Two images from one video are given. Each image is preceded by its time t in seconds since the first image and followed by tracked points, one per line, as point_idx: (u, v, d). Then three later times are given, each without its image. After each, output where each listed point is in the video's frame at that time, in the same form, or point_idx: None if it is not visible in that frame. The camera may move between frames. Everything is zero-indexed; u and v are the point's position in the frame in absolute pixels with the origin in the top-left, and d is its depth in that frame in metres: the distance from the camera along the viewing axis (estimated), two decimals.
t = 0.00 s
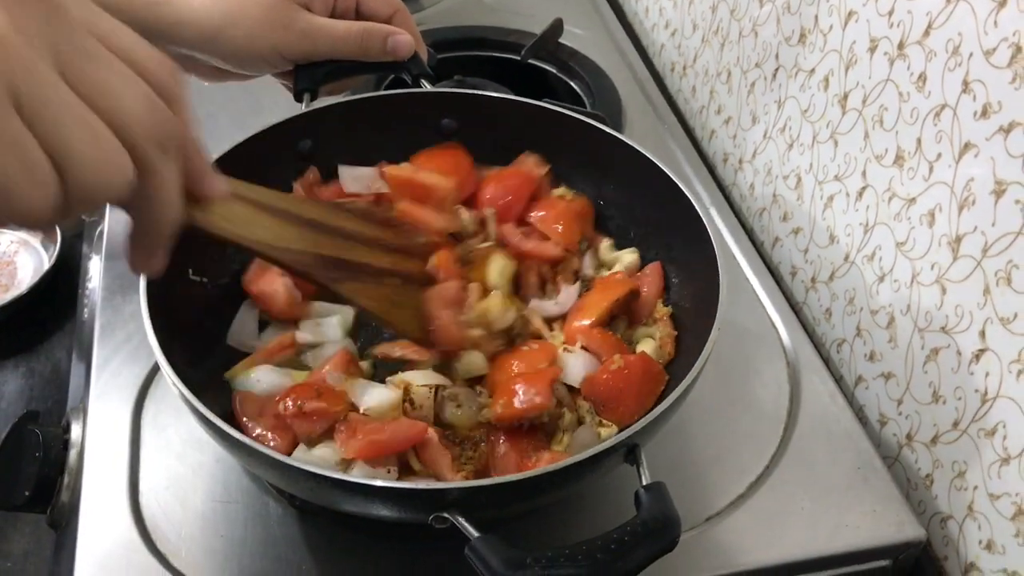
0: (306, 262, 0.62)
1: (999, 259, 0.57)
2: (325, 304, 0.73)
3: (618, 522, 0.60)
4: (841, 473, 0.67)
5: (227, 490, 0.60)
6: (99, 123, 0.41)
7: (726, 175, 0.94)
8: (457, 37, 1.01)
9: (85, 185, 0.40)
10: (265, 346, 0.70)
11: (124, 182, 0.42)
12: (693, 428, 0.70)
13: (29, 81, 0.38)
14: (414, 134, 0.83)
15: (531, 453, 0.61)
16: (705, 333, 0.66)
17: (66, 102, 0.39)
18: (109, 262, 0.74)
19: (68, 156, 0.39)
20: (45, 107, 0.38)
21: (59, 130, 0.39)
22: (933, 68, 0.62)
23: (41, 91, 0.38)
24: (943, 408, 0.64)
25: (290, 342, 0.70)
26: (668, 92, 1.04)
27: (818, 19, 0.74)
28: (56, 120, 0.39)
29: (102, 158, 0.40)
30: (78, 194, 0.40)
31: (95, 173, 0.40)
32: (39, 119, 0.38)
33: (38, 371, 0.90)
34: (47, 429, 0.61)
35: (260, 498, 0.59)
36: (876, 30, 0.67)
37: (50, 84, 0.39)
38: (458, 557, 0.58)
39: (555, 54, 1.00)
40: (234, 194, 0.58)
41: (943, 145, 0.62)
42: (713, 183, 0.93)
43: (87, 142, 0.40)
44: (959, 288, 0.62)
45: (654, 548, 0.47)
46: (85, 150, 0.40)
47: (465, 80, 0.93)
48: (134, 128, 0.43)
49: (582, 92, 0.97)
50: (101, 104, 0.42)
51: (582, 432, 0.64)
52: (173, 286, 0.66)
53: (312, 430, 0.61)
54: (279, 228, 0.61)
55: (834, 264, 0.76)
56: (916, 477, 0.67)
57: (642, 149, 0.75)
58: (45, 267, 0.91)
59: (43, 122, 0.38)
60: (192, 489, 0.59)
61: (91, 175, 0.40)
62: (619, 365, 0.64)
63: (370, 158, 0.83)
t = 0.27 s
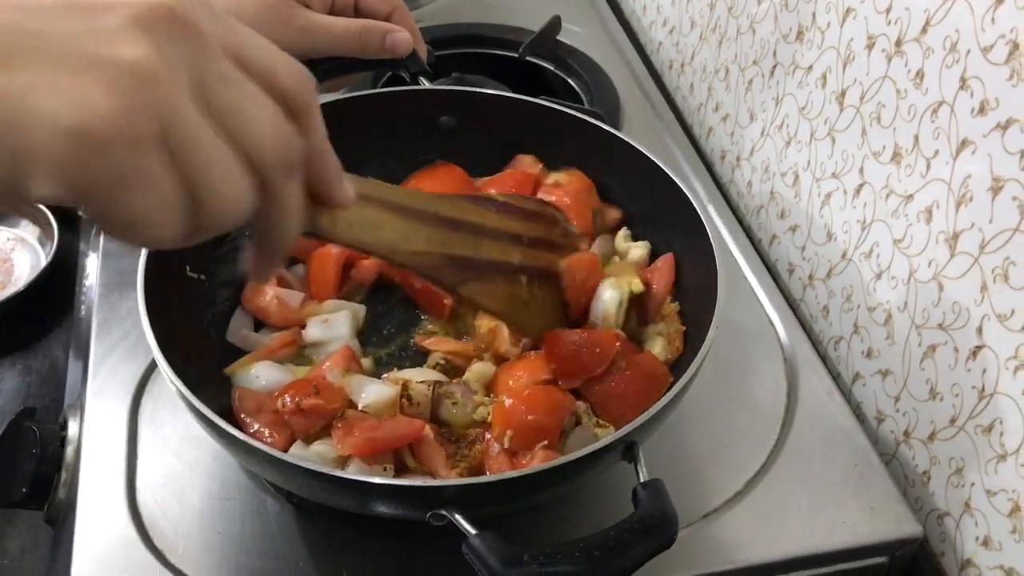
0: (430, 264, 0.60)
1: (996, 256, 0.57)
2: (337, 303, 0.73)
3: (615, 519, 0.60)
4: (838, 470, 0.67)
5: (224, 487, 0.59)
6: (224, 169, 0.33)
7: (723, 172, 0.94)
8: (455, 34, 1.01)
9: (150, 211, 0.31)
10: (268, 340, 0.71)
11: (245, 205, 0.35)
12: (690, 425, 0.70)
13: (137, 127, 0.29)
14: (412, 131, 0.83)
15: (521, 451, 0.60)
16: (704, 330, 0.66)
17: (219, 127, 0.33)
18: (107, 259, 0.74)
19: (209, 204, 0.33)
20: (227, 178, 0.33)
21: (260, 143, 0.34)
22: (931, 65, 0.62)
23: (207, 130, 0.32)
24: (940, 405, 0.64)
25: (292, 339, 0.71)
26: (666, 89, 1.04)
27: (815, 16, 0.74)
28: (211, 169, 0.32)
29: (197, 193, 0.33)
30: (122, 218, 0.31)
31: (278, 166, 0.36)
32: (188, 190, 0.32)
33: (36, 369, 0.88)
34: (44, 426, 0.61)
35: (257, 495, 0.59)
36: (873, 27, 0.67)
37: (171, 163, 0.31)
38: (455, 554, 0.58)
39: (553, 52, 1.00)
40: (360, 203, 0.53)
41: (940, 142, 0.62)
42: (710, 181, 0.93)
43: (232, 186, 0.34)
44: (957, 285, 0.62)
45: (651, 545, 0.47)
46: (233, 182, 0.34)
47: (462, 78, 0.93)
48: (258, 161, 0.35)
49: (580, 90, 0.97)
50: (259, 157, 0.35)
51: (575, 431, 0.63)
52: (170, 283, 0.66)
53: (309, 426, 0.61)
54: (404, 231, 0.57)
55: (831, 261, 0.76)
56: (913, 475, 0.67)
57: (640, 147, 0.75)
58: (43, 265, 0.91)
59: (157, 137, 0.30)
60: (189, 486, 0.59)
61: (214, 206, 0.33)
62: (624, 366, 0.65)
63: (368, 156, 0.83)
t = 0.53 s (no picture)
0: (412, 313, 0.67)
1: (994, 258, 0.57)
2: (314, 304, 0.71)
3: (614, 520, 0.60)
4: (836, 471, 0.67)
5: (223, 487, 0.59)
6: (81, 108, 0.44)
7: (722, 173, 0.94)
8: (454, 34, 1.01)
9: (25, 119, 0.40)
10: (235, 355, 0.66)
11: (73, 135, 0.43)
12: (689, 426, 0.70)
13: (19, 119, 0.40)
14: (410, 131, 0.83)
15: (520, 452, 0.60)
16: (702, 332, 0.66)
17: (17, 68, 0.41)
18: (105, 259, 0.73)
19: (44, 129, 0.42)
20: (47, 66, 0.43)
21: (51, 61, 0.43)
22: (929, 68, 0.62)
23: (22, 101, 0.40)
24: (938, 406, 0.64)
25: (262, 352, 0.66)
26: (664, 90, 1.04)
27: (814, 18, 0.74)
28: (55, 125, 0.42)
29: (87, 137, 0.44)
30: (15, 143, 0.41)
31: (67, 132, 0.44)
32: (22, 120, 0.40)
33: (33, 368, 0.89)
34: (43, 427, 0.61)
35: (256, 495, 0.59)
36: (872, 29, 0.68)
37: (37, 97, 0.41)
38: (454, 554, 0.58)
39: (552, 52, 1.00)
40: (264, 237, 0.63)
41: (938, 144, 0.62)
42: (709, 181, 0.93)
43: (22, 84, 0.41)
44: (955, 287, 0.62)
45: (651, 547, 0.47)
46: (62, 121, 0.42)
47: (461, 78, 0.92)
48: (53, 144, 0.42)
49: (578, 90, 0.97)
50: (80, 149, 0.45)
51: (574, 432, 0.63)
52: (168, 284, 0.66)
53: (306, 433, 0.61)
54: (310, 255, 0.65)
55: (829, 263, 0.77)
56: (910, 475, 0.68)
57: (639, 148, 0.75)
58: (41, 264, 0.91)
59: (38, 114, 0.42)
60: (188, 487, 0.59)
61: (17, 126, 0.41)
62: (620, 367, 0.65)
63: (367, 156, 0.83)
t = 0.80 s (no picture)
0: (499, 325, 0.55)
1: (993, 257, 0.57)
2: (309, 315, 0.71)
3: (612, 519, 0.60)
4: (834, 469, 0.67)
5: (221, 485, 0.59)
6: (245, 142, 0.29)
7: (720, 171, 0.94)
8: (452, 32, 1.01)
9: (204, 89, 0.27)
10: (232, 364, 0.65)
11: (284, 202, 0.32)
12: (687, 424, 0.70)
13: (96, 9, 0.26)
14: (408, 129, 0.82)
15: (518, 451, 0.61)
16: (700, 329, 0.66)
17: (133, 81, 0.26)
18: (103, 256, 0.73)
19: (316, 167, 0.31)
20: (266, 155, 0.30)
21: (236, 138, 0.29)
22: (928, 66, 0.62)
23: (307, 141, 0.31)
24: (936, 404, 0.64)
25: (257, 361, 0.65)
26: (663, 88, 1.04)
27: (813, 16, 0.74)
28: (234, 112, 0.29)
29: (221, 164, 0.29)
30: (135, 194, 0.28)
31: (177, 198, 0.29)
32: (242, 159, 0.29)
33: (32, 365, 0.87)
34: (40, 423, 0.61)
35: (254, 492, 0.59)
36: (871, 27, 0.68)
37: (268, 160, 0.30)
38: (452, 552, 0.58)
39: (550, 50, 1.00)
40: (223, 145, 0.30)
41: (936, 142, 0.62)
42: (707, 180, 0.93)
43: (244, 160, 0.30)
44: (953, 286, 0.62)
45: (648, 546, 0.47)
46: (264, 181, 0.30)
47: (460, 76, 0.92)
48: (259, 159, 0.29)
49: (577, 88, 0.97)
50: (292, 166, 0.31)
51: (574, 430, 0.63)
52: (167, 281, 0.66)
53: (311, 438, 0.60)
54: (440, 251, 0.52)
55: (827, 261, 0.77)
56: (908, 474, 0.68)
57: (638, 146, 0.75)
58: (38, 262, 0.91)
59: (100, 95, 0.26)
60: (186, 484, 0.59)
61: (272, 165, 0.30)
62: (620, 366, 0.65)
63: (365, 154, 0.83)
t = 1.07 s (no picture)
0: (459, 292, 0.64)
1: (993, 256, 0.57)
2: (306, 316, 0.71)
3: (612, 518, 0.60)
4: (834, 468, 0.67)
5: (221, 484, 0.59)
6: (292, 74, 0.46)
7: (721, 170, 0.94)
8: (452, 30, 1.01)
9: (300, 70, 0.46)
10: (233, 363, 0.64)
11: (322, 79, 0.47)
12: (687, 423, 0.70)
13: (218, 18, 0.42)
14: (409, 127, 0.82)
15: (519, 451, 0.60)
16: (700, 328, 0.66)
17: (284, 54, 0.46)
18: (103, 254, 0.73)
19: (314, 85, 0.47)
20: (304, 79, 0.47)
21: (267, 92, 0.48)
22: (929, 65, 0.62)
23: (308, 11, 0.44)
24: (936, 403, 0.64)
25: (258, 360, 0.65)
26: (663, 86, 1.04)
27: (813, 14, 0.74)
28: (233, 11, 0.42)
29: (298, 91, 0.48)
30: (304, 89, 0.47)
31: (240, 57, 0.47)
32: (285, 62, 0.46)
33: (31, 363, 0.88)
34: (41, 421, 0.62)
35: (255, 491, 0.59)
36: (872, 26, 0.67)
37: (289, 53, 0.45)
38: (452, 551, 0.58)
39: (550, 48, 1.00)
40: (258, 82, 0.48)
41: (937, 141, 0.62)
42: (708, 178, 0.93)
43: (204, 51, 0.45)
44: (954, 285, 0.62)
45: (649, 547, 0.47)
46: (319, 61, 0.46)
47: (460, 74, 0.92)
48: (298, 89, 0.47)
49: (577, 86, 0.97)
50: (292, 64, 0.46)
51: (574, 428, 0.64)
52: (167, 280, 0.66)
53: (311, 437, 0.60)
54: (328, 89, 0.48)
55: (828, 260, 0.77)
56: (908, 473, 0.68)
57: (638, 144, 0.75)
58: (38, 259, 0.90)
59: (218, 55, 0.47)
60: (187, 482, 0.59)
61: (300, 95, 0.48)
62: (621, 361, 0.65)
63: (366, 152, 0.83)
